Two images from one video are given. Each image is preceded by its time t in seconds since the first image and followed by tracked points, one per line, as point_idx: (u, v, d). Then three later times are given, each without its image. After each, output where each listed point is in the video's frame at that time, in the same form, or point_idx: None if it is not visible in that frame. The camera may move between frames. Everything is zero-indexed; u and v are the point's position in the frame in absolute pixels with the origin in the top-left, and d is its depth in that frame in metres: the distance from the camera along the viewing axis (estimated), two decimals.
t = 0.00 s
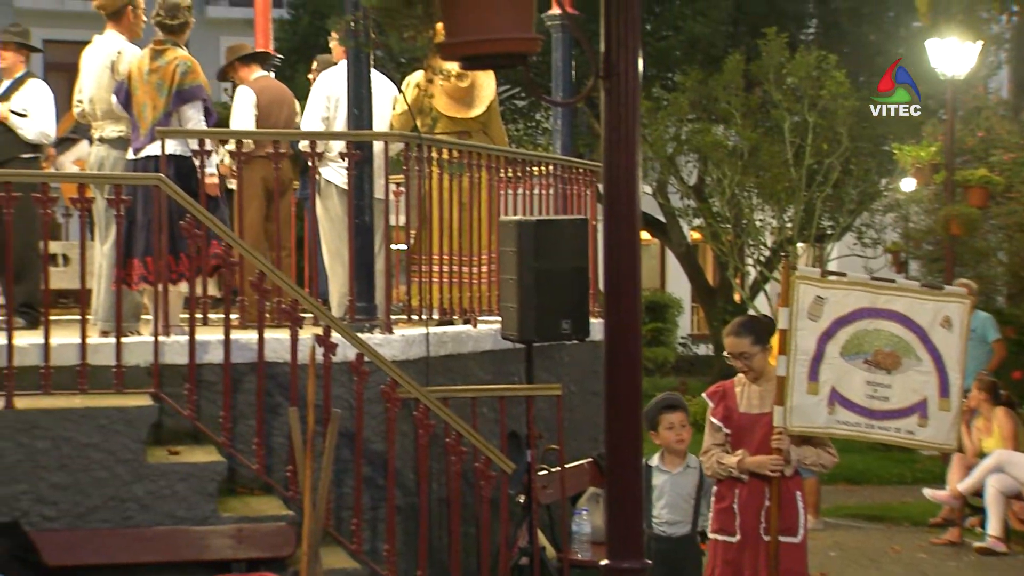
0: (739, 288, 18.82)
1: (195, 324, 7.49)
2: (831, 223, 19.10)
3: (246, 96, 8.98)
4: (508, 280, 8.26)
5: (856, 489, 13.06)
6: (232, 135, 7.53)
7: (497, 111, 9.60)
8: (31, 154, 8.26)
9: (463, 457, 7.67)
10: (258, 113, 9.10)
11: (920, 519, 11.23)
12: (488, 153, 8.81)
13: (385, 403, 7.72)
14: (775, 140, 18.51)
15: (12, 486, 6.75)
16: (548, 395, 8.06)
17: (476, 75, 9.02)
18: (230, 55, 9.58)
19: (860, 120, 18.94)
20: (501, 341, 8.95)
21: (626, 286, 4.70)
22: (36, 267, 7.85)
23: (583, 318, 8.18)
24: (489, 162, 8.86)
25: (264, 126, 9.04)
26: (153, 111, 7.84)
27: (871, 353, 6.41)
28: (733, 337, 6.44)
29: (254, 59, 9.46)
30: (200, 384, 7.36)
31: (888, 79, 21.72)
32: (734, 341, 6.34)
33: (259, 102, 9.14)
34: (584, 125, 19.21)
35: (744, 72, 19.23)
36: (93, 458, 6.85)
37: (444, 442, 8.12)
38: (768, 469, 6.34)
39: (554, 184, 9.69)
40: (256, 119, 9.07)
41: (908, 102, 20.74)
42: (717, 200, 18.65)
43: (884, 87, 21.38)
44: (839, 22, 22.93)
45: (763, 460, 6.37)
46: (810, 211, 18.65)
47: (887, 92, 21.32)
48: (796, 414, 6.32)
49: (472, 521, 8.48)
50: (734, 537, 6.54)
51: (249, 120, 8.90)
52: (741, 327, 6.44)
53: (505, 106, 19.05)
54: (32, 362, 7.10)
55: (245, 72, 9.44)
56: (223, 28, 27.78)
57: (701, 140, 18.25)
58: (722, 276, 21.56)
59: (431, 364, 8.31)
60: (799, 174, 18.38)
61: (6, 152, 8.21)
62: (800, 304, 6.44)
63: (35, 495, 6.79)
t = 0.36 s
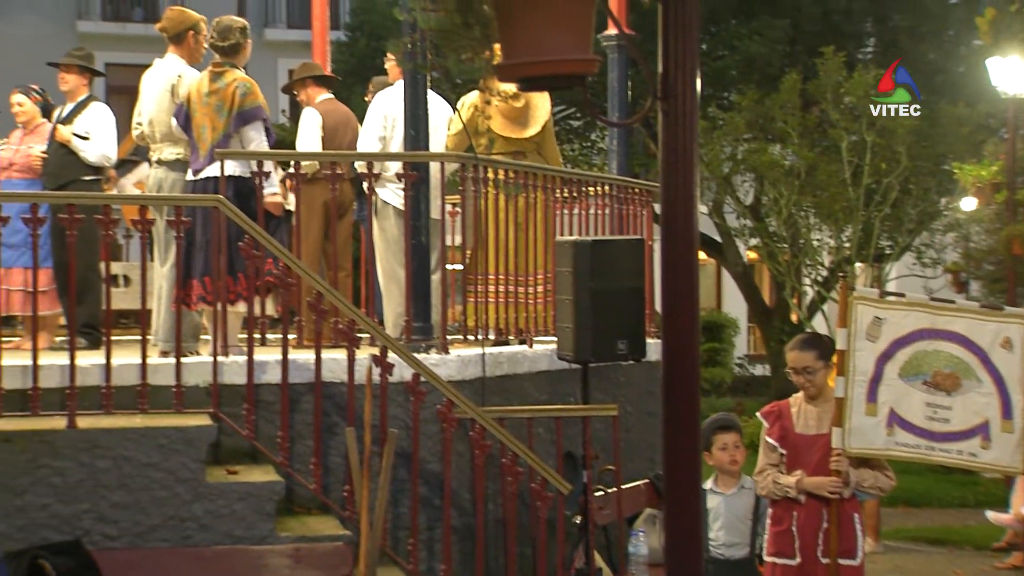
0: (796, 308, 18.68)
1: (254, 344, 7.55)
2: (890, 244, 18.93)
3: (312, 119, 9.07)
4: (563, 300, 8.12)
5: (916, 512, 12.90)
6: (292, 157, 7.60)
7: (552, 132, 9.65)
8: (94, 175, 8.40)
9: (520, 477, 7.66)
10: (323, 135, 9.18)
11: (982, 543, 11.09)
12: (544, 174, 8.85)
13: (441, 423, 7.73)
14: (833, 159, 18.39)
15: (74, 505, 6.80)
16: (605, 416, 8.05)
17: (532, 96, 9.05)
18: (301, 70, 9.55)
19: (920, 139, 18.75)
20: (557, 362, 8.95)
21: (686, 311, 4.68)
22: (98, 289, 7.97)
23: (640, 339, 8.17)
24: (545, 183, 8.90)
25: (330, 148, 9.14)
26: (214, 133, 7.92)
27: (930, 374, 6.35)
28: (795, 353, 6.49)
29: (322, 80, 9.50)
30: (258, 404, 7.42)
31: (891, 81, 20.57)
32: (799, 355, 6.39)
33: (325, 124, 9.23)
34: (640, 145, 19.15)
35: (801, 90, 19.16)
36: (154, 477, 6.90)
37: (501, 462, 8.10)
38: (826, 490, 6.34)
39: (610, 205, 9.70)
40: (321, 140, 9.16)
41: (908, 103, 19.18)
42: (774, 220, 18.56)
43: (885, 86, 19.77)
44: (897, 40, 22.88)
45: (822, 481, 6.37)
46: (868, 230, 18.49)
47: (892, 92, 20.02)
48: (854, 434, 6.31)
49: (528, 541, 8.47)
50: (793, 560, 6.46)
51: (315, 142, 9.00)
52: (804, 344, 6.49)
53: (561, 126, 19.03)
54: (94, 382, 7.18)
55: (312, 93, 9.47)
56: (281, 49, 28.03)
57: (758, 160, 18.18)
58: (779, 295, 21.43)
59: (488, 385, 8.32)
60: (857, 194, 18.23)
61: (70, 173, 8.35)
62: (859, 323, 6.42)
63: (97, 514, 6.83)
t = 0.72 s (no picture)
0: (849, 328, 18.52)
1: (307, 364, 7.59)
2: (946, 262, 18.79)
3: (361, 138, 9.14)
4: (615, 319, 8.06)
5: (975, 534, 12.73)
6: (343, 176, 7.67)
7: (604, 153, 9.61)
8: (154, 196, 8.47)
9: (572, 497, 7.64)
10: (372, 155, 9.21)
11: None
12: (594, 193, 8.78)
13: (494, 442, 7.73)
14: (887, 177, 18.27)
15: (131, 522, 6.85)
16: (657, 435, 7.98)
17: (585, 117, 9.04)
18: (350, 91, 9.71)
19: (976, 157, 18.56)
20: (610, 381, 8.90)
21: (740, 329, 4.64)
22: (155, 309, 8.02)
23: (693, 358, 8.02)
24: (594, 202, 8.82)
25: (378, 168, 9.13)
26: (269, 155, 7.95)
27: (985, 394, 6.30)
28: (848, 368, 6.53)
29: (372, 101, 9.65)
30: (312, 423, 7.45)
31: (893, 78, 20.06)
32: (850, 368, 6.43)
33: (373, 145, 9.24)
34: (692, 163, 19.08)
35: (855, 109, 19.03)
36: (208, 495, 6.95)
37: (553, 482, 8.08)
38: (881, 510, 6.33)
39: (662, 224, 9.66)
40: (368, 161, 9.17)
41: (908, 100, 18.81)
42: (829, 239, 18.57)
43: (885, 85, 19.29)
44: (954, 56, 22.50)
45: (875, 500, 6.36)
46: (923, 249, 18.31)
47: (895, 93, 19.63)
48: (909, 455, 6.25)
49: (581, 561, 8.44)
50: None
51: (362, 162, 9.05)
52: (857, 359, 6.53)
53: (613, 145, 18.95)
54: (151, 402, 7.24)
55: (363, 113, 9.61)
56: (335, 71, 28.17)
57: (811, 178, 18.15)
58: (833, 315, 21.26)
59: (540, 404, 8.32)
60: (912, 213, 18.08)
61: (130, 196, 8.42)
62: (912, 343, 6.41)
63: (154, 532, 6.88)
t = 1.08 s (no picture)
0: (905, 345, 18.39)
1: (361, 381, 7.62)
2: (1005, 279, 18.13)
3: (410, 158, 9.15)
4: (669, 337, 8.02)
5: None
6: (398, 193, 7.73)
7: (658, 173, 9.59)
8: (199, 214, 8.59)
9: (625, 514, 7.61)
10: (421, 175, 9.24)
11: None
12: (647, 210, 8.77)
13: (546, 460, 7.72)
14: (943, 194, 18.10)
15: (187, 539, 6.90)
16: (712, 453, 7.94)
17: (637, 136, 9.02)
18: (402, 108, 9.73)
19: None
20: (662, 399, 8.87)
21: (796, 346, 4.63)
22: (208, 326, 8.15)
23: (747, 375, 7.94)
24: (647, 219, 8.80)
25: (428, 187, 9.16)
26: (342, 177, 8.01)
27: None
28: (904, 383, 6.56)
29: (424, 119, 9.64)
30: (365, 440, 7.47)
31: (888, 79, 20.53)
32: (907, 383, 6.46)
33: (423, 164, 9.29)
34: (746, 181, 19.03)
35: (910, 125, 18.92)
36: (263, 512, 6.98)
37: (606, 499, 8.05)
38: (940, 531, 6.39)
39: (715, 240, 9.64)
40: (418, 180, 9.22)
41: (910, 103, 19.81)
42: (884, 255, 18.40)
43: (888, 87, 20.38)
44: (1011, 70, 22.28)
45: (935, 521, 6.41)
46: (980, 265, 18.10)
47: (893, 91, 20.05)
48: (967, 475, 6.28)
49: None
50: None
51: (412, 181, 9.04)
52: (912, 375, 6.58)
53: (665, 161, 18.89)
54: (206, 418, 7.30)
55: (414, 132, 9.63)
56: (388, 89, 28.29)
57: (866, 196, 18.06)
58: (889, 332, 21.10)
59: (593, 422, 8.30)
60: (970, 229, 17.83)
61: (175, 216, 8.55)
62: (969, 361, 6.45)
63: (210, 548, 6.93)
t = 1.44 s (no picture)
0: (958, 362, 18.18)
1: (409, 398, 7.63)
2: None
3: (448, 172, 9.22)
4: (719, 354, 7.97)
5: None
6: (441, 208, 7.67)
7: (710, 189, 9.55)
8: (217, 233, 8.60)
9: (675, 531, 7.58)
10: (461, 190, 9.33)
11: None
12: (697, 226, 8.74)
13: (595, 476, 7.69)
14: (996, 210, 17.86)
15: (238, 554, 6.93)
16: (763, 471, 7.89)
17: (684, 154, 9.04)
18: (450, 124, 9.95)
19: None
20: (712, 416, 8.83)
21: (848, 364, 4.59)
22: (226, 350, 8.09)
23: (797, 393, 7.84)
24: (698, 235, 8.79)
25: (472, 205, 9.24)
26: (448, 192, 8.19)
27: None
28: (957, 402, 6.74)
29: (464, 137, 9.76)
30: (413, 456, 7.48)
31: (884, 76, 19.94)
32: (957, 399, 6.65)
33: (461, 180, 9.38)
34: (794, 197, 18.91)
35: (962, 141, 18.72)
36: (313, 528, 6.99)
37: (655, 516, 8.01)
38: (995, 551, 6.40)
39: (764, 256, 9.60)
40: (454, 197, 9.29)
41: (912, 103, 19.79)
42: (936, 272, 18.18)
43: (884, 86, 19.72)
44: None
45: (990, 541, 6.44)
46: None
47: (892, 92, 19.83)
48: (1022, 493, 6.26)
49: None
50: None
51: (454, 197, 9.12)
52: (966, 393, 6.75)
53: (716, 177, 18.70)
54: (257, 435, 7.34)
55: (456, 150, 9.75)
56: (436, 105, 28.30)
57: (918, 212, 17.88)
58: (941, 349, 20.88)
59: (642, 439, 8.27)
60: None
61: (194, 232, 8.56)
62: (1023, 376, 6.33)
63: (260, 564, 6.95)
